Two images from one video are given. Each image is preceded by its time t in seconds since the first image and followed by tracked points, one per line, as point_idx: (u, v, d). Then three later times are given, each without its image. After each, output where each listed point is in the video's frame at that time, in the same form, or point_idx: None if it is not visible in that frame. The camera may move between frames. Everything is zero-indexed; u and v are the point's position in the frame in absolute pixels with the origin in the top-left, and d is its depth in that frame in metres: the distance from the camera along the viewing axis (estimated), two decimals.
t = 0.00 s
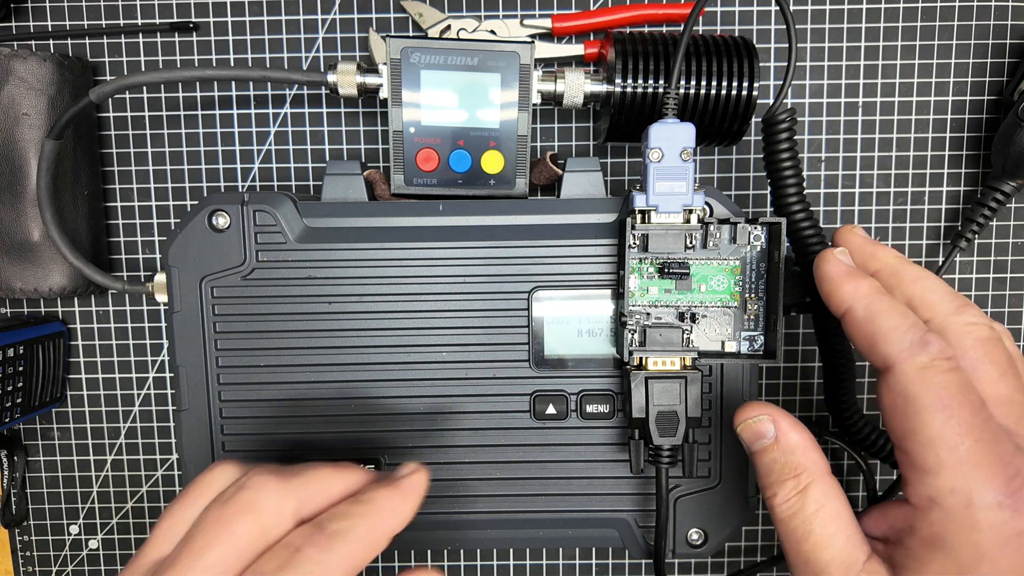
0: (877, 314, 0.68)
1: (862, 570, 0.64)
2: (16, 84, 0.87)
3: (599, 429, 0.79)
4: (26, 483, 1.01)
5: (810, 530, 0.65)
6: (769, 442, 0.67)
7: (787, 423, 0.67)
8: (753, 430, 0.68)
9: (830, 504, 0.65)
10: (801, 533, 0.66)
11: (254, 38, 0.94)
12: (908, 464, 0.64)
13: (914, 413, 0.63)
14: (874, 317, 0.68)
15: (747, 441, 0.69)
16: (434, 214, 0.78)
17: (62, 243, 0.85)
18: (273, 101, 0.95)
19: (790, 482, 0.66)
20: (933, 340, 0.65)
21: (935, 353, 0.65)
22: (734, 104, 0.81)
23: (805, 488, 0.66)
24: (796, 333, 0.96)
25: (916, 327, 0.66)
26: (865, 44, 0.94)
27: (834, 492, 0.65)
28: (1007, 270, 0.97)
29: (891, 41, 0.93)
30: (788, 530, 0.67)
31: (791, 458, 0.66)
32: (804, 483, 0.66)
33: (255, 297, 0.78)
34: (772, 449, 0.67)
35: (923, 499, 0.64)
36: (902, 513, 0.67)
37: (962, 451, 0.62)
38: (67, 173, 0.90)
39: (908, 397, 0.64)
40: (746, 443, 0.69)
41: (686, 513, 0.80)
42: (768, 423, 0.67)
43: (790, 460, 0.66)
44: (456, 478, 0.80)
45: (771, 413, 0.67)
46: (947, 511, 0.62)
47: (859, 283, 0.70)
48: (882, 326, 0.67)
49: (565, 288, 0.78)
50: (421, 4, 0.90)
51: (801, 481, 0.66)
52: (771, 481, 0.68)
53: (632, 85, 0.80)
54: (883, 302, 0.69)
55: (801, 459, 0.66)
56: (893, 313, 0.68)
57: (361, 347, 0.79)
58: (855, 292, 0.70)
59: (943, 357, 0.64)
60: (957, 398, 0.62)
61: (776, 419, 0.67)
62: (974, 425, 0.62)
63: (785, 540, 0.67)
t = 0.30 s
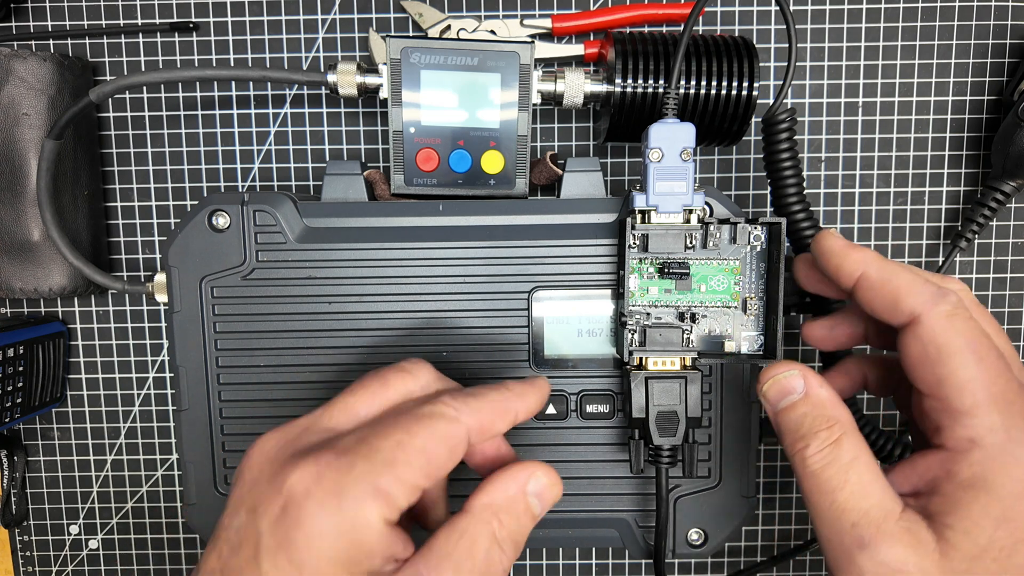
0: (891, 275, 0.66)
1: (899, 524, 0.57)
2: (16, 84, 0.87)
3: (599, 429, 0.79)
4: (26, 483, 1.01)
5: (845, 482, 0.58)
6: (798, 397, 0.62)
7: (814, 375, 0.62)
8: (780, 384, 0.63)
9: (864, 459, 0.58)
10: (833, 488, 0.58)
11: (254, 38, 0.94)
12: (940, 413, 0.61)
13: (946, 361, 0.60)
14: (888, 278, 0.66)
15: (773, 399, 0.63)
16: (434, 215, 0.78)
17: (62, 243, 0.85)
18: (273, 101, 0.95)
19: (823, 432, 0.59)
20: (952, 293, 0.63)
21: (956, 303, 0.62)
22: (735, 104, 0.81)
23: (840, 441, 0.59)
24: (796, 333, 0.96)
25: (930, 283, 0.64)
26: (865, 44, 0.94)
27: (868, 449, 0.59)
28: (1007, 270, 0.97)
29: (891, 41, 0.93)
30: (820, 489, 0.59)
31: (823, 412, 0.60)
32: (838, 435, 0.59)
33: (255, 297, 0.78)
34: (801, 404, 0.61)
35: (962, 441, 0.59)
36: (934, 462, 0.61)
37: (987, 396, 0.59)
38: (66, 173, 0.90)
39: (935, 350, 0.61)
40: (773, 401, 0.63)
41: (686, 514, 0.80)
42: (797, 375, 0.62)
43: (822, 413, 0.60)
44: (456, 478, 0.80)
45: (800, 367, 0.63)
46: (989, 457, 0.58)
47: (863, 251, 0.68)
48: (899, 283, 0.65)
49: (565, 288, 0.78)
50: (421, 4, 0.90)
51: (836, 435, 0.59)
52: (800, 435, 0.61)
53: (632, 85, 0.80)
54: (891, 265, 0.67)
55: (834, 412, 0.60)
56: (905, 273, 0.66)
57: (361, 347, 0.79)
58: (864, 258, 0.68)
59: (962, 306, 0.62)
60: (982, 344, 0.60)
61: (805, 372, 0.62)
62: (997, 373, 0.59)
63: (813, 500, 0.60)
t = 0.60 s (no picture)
0: (873, 241, 0.75)
1: (908, 449, 0.61)
2: (16, 84, 0.87)
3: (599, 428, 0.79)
4: (26, 483, 1.01)
5: (856, 409, 0.62)
6: (806, 341, 0.67)
7: (820, 325, 0.69)
8: (789, 331, 0.69)
9: (870, 390, 0.63)
10: (844, 415, 0.62)
11: (254, 38, 0.94)
12: (964, 345, 0.70)
13: (935, 299, 0.71)
14: (871, 247, 0.75)
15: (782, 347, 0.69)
16: (434, 214, 0.78)
17: (62, 243, 0.85)
18: (273, 101, 0.95)
19: (830, 370, 0.65)
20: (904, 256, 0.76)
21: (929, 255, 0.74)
22: (734, 104, 0.81)
23: (847, 374, 0.64)
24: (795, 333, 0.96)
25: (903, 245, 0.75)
26: (865, 44, 0.94)
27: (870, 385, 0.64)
28: (1007, 270, 0.97)
29: (891, 41, 0.93)
30: (832, 419, 0.63)
31: (830, 353, 0.66)
32: (846, 368, 0.65)
33: (255, 297, 0.78)
34: (809, 348, 0.67)
35: (960, 368, 0.69)
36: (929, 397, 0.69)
37: (974, 328, 0.70)
38: (67, 173, 0.90)
39: (928, 294, 0.72)
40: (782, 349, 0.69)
41: (686, 514, 0.80)
42: (804, 323, 0.68)
43: (830, 353, 0.66)
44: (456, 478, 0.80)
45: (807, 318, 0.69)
46: (995, 378, 0.67)
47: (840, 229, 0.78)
48: (884, 246, 0.74)
49: (565, 288, 0.78)
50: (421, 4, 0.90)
51: (843, 369, 0.65)
52: (809, 373, 0.66)
53: (632, 85, 0.80)
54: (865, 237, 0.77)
55: (840, 353, 0.66)
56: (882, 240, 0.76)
57: (361, 347, 0.79)
58: (845, 234, 0.76)
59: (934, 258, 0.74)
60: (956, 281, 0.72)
61: (812, 321, 0.68)
62: (977, 307, 0.71)
63: (818, 430, 0.64)
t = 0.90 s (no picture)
0: (832, 254, 0.79)
1: (877, 425, 0.64)
2: (16, 84, 0.87)
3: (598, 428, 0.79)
4: (26, 483, 1.01)
5: (823, 393, 0.64)
6: (777, 334, 0.69)
7: (790, 317, 0.70)
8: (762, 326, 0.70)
9: (838, 373, 0.65)
10: (813, 400, 0.65)
11: (254, 38, 0.94)
12: (933, 327, 0.72)
13: (901, 292, 0.74)
14: (830, 259, 0.78)
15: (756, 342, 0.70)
16: (434, 214, 0.78)
17: (62, 243, 0.85)
18: (273, 101, 0.95)
19: (798, 356, 0.67)
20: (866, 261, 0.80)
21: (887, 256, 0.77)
22: (734, 104, 0.81)
23: (815, 360, 0.66)
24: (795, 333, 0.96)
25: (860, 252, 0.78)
26: (865, 44, 0.94)
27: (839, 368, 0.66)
28: (1007, 269, 0.97)
29: (891, 41, 0.93)
30: (802, 404, 0.65)
31: (800, 342, 0.68)
32: (813, 354, 0.67)
33: (255, 297, 0.78)
34: (780, 340, 0.69)
35: (934, 348, 0.71)
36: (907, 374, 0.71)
37: (941, 310, 0.72)
38: (67, 173, 0.90)
39: (893, 287, 0.74)
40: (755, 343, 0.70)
41: (686, 514, 0.80)
42: (774, 318, 0.70)
43: (799, 342, 0.68)
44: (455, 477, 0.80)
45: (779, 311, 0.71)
46: (968, 355, 0.69)
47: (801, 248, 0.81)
48: (843, 257, 0.78)
49: (565, 288, 0.78)
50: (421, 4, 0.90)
51: (811, 355, 0.66)
52: (779, 362, 0.68)
53: (632, 85, 0.80)
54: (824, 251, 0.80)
55: (808, 341, 0.68)
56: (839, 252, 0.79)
57: (360, 347, 0.79)
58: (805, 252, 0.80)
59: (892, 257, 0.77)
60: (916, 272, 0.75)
61: (783, 316, 0.70)
62: (940, 291, 0.74)
63: (791, 412, 0.66)
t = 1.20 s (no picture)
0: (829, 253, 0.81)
1: (890, 406, 0.64)
2: (16, 84, 0.87)
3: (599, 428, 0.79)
4: (26, 483, 1.01)
5: (836, 376, 0.65)
6: (790, 321, 0.70)
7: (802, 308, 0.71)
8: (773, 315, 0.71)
9: (852, 357, 0.66)
10: (825, 383, 0.65)
11: (254, 38, 0.94)
12: (939, 310, 0.73)
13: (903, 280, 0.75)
14: (828, 258, 0.81)
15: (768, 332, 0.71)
16: (434, 214, 0.78)
17: (62, 243, 0.85)
18: (273, 101, 0.95)
19: (811, 339, 0.67)
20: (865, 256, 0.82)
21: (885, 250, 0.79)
22: (734, 104, 0.81)
23: (828, 344, 0.67)
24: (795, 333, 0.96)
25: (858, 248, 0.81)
26: (864, 44, 0.94)
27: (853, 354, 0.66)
28: (1007, 270, 0.97)
29: (891, 41, 0.93)
30: (815, 387, 0.66)
31: (813, 329, 0.69)
32: (825, 338, 0.67)
33: (255, 297, 0.78)
34: (792, 327, 0.69)
35: (942, 331, 0.72)
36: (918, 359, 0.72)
37: (945, 294, 0.73)
38: (67, 173, 0.90)
39: (894, 276, 0.76)
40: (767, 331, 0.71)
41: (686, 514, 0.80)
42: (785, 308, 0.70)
43: (811, 329, 0.69)
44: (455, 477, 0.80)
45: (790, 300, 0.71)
46: (975, 335, 0.70)
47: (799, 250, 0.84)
48: (841, 254, 0.80)
49: (566, 288, 0.78)
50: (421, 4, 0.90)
51: (825, 340, 0.67)
52: (791, 347, 0.68)
53: (632, 85, 0.80)
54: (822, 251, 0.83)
55: (821, 328, 0.69)
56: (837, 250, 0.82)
57: (360, 347, 0.79)
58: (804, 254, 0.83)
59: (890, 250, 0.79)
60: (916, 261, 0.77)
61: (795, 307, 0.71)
62: (942, 277, 0.75)
63: (804, 395, 0.67)
